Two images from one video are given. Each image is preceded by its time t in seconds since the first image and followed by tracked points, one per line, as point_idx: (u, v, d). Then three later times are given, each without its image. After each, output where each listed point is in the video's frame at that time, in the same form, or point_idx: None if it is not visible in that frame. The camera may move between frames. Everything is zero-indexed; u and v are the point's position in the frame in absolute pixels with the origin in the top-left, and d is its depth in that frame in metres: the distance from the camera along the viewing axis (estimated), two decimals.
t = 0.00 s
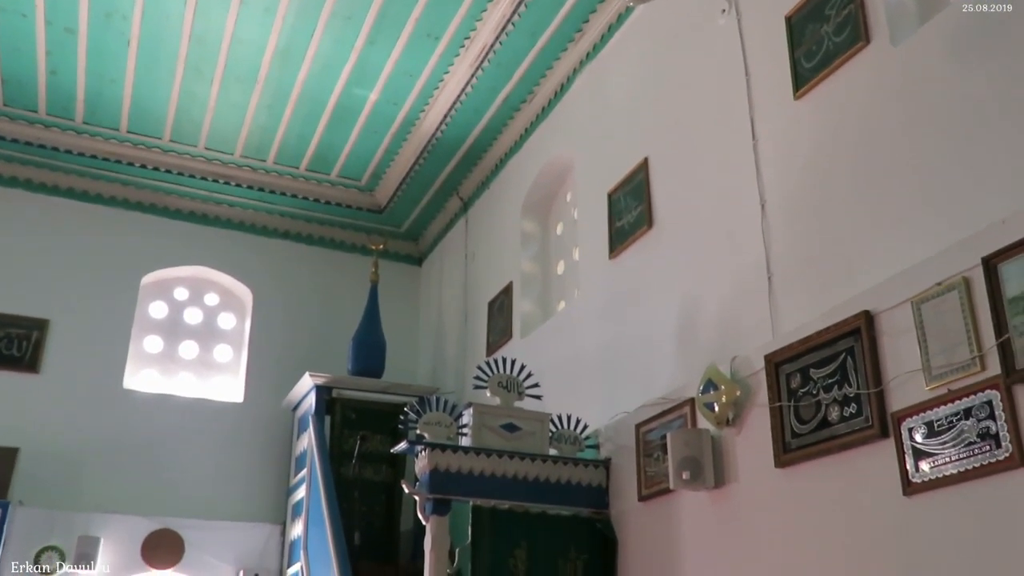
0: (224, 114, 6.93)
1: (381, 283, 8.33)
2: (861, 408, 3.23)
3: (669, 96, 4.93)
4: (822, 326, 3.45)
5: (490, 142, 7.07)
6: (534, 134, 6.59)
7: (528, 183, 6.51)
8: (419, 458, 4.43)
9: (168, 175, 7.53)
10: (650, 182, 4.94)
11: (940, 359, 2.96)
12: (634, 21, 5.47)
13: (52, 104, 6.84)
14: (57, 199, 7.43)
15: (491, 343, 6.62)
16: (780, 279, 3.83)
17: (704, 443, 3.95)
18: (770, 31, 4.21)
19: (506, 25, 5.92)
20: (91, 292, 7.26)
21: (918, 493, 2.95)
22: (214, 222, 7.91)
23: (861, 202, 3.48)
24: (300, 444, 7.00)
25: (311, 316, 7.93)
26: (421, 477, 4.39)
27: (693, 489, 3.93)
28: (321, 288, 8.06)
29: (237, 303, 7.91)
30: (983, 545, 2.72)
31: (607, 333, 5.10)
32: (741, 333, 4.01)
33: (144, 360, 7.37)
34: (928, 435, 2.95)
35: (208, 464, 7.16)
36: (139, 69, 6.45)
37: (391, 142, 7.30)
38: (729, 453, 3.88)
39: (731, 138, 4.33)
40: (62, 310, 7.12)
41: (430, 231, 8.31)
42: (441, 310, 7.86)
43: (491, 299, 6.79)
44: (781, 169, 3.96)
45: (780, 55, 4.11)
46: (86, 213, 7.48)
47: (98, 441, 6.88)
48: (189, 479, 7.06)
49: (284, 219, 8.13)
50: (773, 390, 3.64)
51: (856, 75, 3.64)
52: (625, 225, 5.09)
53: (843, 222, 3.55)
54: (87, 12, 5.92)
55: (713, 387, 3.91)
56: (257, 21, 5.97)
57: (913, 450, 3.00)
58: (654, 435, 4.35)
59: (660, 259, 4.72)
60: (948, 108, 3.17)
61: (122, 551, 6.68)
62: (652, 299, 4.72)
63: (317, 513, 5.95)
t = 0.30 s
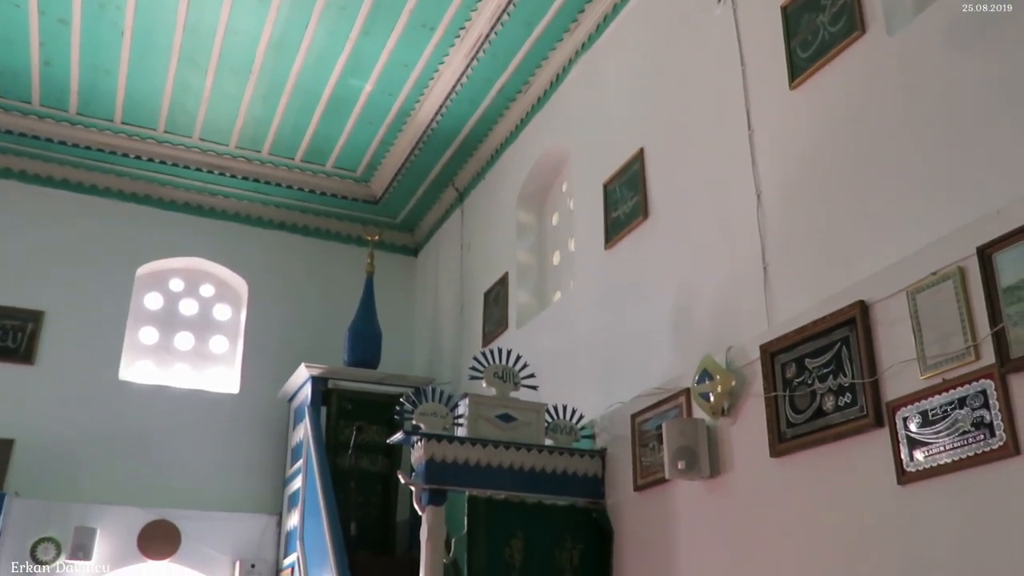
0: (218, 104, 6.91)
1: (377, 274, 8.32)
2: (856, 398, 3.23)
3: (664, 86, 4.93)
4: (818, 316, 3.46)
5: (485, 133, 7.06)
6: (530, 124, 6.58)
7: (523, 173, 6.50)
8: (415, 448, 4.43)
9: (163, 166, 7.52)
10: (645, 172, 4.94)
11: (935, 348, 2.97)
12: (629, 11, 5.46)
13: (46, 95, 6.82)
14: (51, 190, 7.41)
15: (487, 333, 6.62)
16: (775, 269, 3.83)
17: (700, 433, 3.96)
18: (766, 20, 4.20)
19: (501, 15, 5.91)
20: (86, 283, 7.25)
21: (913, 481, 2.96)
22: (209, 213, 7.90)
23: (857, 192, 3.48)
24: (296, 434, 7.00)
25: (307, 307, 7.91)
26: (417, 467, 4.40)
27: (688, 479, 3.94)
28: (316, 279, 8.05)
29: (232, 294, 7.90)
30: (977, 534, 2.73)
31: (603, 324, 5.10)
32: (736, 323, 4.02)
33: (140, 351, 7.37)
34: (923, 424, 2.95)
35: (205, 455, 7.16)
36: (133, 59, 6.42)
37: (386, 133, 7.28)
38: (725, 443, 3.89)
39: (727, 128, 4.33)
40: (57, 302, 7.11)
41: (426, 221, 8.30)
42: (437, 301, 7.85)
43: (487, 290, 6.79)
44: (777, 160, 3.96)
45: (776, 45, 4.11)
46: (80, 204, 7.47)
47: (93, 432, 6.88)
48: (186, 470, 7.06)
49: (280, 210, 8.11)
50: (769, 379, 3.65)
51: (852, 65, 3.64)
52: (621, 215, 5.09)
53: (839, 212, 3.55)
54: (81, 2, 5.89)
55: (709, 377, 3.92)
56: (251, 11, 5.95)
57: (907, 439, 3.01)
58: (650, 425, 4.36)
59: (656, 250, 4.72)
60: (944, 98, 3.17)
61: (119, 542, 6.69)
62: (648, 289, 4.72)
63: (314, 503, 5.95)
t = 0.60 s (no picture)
0: (213, 92, 6.89)
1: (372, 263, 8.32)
2: (849, 388, 3.25)
3: (660, 76, 4.92)
4: (812, 307, 3.47)
5: (481, 122, 7.05)
6: (525, 113, 6.57)
7: (518, 162, 6.50)
8: (409, 437, 4.44)
9: (157, 154, 7.49)
10: (641, 162, 4.94)
11: (928, 339, 2.98)
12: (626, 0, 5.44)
13: (40, 81, 6.79)
14: (45, 178, 7.38)
15: (482, 323, 6.62)
16: (770, 259, 3.84)
17: (693, 422, 3.98)
18: (762, 10, 4.20)
19: (497, 3, 5.89)
20: (80, 271, 7.23)
21: (904, 472, 2.98)
22: (203, 201, 7.88)
23: (852, 183, 3.49)
24: (291, 423, 7.01)
25: (301, 296, 7.91)
26: (411, 456, 4.41)
27: (682, 468, 3.95)
28: (311, 267, 8.04)
29: (226, 283, 7.89)
30: (968, 524, 2.75)
31: (598, 314, 5.11)
32: (730, 313, 4.03)
33: (134, 339, 7.36)
34: (915, 415, 2.97)
35: (199, 443, 7.16)
36: (127, 46, 6.39)
37: (381, 122, 7.27)
38: (718, 433, 3.91)
39: (723, 119, 4.33)
40: (51, 289, 7.09)
41: (421, 211, 8.29)
42: (432, 291, 7.85)
43: (481, 279, 6.79)
44: (772, 150, 3.96)
45: (772, 35, 4.11)
46: (74, 191, 7.44)
47: (87, 420, 6.88)
48: (180, 458, 7.07)
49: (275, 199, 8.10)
50: (762, 370, 3.66)
51: (848, 56, 3.64)
52: (616, 205, 5.09)
53: (833, 203, 3.56)
54: None
55: (702, 367, 3.93)
56: None
57: (900, 429, 3.02)
58: (644, 415, 4.37)
59: (651, 240, 4.72)
60: (939, 89, 3.18)
61: (113, 530, 6.70)
62: (643, 279, 4.73)
63: (308, 492, 5.96)
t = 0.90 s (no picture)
0: (212, 80, 6.87)
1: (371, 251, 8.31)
2: (847, 377, 3.25)
3: (661, 64, 4.90)
4: (810, 297, 3.47)
5: (480, 110, 7.03)
6: (525, 102, 6.55)
7: (518, 151, 6.48)
8: (407, 425, 4.44)
9: (156, 141, 7.48)
10: (641, 151, 4.92)
11: (926, 329, 2.98)
12: None
13: (39, 68, 6.77)
14: (43, 164, 7.37)
15: (481, 311, 6.62)
16: (769, 249, 3.83)
17: (692, 411, 3.98)
18: None
19: None
20: (79, 258, 7.23)
21: (902, 462, 2.98)
22: (202, 188, 7.87)
23: (851, 173, 3.48)
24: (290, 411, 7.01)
25: (301, 284, 7.91)
26: (409, 444, 4.41)
27: (679, 457, 3.96)
28: (310, 255, 8.03)
29: (226, 270, 7.89)
30: (964, 514, 2.75)
31: (596, 303, 5.10)
32: (729, 302, 4.02)
33: (133, 326, 7.36)
34: (913, 405, 2.97)
35: (198, 430, 7.17)
36: (126, 33, 6.37)
37: (381, 110, 7.25)
38: (716, 422, 3.91)
39: (723, 108, 4.31)
40: (50, 276, 7.09)
41: (420, 199, 8.28)
42: (431, 279, 7.85)
43: (481, 268, 6.79)
44: (772, 139, 3.95)
45: (773, 24, 4.09)
46: (73, 178, 7.43)
47: (86, 408, 6.88)
48: (179, 445, 7.08)
49: (274, 186, 8.08)
50: (761, 359, 3.66)
51: (849, 45, 3.62)
52: (615, 194, 5.08)
53: (833, 193, 3.55)
54: None
55: (701, 356, 3.93)
56: None
57: (897, 420, 3.02)
58: (642, 404, 4.37)
59: (650, 229, 4.71)
60: (940, 79, 3.16)
61: (113, 516, 6.72)
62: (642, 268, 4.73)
63: (307, 480, 5.97)
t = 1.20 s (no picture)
0: (214, 69, 6.86)
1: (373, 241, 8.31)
2: (849, 367, 3.25)
3: (663, 54, 4.89)
4: (812, 287, 3.46)
5: (483, 100, 7.02)
6: (527, 91, 6.54)
7: (520, 141, 6.47)
8: (410, 415, 4.45)
9: (158, 131, 7.47)
10: (643, 141, 4.92)
11: (928, 320, 2.97)
12: None
13: (40, 57, 6.76)
14: (45, 154, 7.36)
15: (483, 302, 6.63)
16: (771, 239, 3.83)
17: (693, 401, 3.98)
18: None
19: None
20: (81, 248, 7.23)
21: (903, 452, 2.98)
22: (204, 178, 7.86)
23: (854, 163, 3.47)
24: (292, 400, 7.02)
25: (303, 273, 7.91)
26: (411, 435, 4.41)
27: (681, 448, 3.96)
28: (312, 245, 8.03)
29: (228, 260, 7.89)
30: (966, 504, 2.75)
31: (598, 293, 5.10)
32: (731, 292, 4.02)
33: (136, 316, 7.37)
34: (915, 395, 2.97)
35: (201, 420, 7.18)
36: (128, 22, 6.36)
37: (383, 99, 7.24)
38: (718, 412, 3.91)
39: (725, 98, 4.30)
40: (52, 266, 7.09)
41: (422, 189, 8.27)
42: (433, 269, 7.85)
43: (482, 258, 6.79)
44: (774, 129, 3.94)
45: (776, 13, 4.08)
46: (75, 168, 7.43)
47: (88, 397, 6.90)
48: (181, 435, 7.09)
49: (276, 176, 8.08)
50: (763, 349, 3.66)
51: (852, 35, 3.61)
52: (617, 184, 5.08)
53: (835, 183, 3.55)
54: None
55: (703, 346, 3.93)
56: None
57: (899, 410, 3.02)
58: (644, 394, 4.38)
59: (652, 219, 4.71)
60: (942, 70, 3.16)
61: (115, 505, 6.74)
62: (643, 258, 4.72)
63: (309, 469, 5.98)
